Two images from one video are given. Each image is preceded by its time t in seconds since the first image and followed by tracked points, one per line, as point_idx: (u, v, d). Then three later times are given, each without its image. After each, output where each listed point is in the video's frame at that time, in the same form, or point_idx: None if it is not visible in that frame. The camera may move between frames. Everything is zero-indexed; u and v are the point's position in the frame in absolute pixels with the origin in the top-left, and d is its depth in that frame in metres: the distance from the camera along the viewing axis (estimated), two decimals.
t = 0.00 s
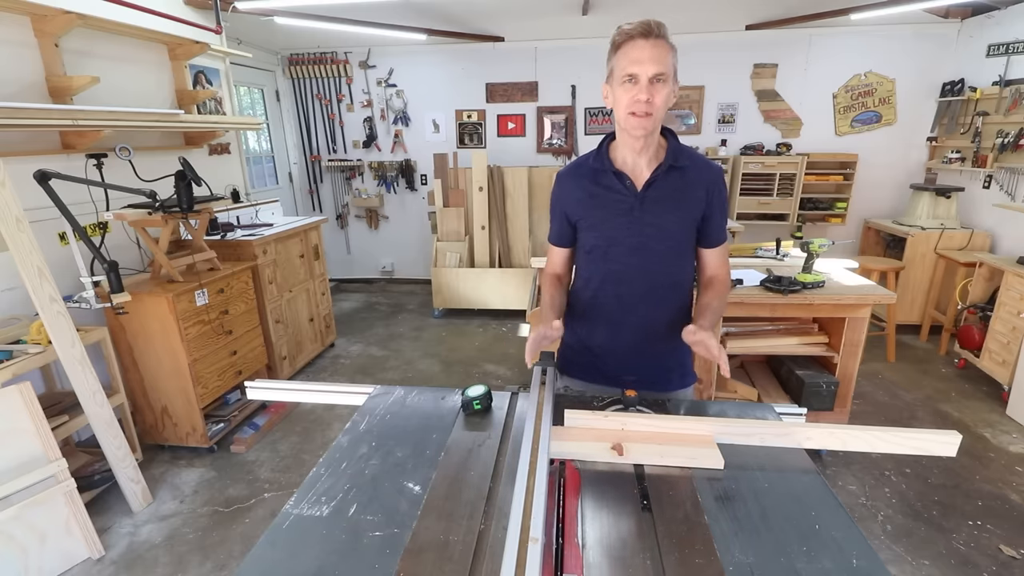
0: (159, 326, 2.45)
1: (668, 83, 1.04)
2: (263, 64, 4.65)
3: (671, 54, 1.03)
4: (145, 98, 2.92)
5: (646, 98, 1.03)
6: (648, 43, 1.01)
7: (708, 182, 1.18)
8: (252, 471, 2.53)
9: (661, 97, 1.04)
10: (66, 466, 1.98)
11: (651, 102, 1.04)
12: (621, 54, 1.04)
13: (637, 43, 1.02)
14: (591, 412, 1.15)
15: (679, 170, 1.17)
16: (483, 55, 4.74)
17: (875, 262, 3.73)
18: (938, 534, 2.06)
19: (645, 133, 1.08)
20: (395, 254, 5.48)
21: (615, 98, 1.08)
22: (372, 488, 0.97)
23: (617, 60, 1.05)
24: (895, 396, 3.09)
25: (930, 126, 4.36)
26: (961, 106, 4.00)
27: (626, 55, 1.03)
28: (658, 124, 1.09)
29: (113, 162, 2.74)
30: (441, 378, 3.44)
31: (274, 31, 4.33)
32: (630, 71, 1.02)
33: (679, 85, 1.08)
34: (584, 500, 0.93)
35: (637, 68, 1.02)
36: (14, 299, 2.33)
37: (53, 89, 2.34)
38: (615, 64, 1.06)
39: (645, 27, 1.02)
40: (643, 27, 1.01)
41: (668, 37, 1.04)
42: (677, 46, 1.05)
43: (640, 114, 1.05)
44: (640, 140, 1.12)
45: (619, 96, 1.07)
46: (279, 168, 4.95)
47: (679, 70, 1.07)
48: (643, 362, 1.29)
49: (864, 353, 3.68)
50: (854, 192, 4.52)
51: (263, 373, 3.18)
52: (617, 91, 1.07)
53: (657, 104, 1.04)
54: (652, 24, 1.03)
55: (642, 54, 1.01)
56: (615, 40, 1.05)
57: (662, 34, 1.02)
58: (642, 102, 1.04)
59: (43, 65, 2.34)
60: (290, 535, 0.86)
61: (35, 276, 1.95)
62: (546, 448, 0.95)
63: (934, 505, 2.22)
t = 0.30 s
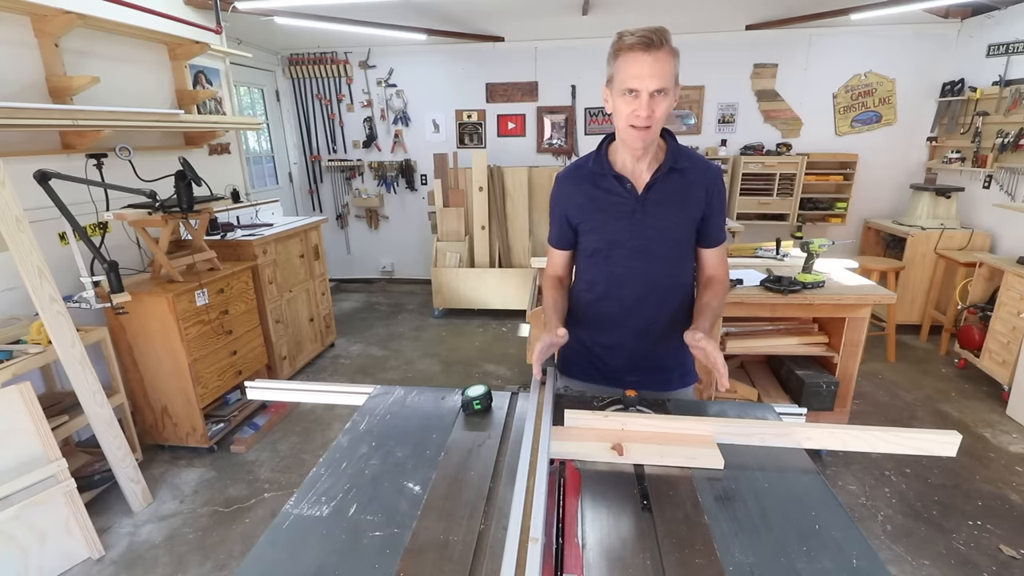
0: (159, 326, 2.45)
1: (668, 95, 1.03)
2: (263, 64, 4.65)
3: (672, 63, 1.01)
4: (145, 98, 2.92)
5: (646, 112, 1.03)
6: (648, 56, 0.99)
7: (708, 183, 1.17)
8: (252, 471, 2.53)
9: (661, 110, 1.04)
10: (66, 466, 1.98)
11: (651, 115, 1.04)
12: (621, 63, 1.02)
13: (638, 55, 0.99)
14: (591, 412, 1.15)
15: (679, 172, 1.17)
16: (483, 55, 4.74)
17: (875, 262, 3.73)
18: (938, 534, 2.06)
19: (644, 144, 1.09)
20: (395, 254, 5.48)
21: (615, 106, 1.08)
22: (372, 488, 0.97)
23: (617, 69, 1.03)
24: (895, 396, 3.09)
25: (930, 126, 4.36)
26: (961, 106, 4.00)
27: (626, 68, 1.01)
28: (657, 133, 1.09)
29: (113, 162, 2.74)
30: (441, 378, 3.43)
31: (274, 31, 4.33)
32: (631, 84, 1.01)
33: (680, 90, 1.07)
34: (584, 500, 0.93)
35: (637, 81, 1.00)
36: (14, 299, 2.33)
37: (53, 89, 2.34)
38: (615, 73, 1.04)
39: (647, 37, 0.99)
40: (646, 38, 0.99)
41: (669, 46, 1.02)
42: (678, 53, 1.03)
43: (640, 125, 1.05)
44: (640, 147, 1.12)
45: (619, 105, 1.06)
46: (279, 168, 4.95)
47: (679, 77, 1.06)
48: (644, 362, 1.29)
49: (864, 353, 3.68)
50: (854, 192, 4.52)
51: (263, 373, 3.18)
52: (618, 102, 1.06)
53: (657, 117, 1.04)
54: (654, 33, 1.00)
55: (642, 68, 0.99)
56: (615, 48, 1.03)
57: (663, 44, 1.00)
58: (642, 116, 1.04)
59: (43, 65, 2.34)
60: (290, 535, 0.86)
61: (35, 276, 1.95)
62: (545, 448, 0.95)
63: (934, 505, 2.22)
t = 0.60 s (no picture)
0: (159, 326, 2.45)
1: (664, 94, 1.03)
2: (263, 64, 4.65)
3: (668, 59, 1.00)
4: (145, 98, 2.92)
5: (641, 110, 1.03)
6: (643, 53, 0.98)
7: (707, 183, 1.17)
8: (252, 471, 2.53)
9: (657, 108, 1.03)
10: (66, 466, 1.98)
11: (647, 114, 1.04)
12: (616, 62, 1.01)
13: (634, 52, 0.99)
14: (591, 411, 1.15)
15: (677, 171, 1.16)
16: (483, 55, 4.74)
17: (875, 262, 3.73)
18: (938, 534, 2.06)
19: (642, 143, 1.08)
20: (395, 254, 5.48)
21: (611, 104, 1.07)
22: (372, 488, 0.97)
23: (613, 68, 1.03)
24: (895, 396, 3.09)
25: (930, 126, 4.36)
26: (961, 106, 4.00)
27: (621, 66, 1.00)
28: (654, 132, 1.09)
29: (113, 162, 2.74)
30: (440, 378, 3.44)
31: (274, 31, 4.33)
32: (626, 83, 1.01)
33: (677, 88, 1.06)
34: (584, 502, 0.92)
35: (633, 80, 1.00)
36: (14, 299, 2.33)
37: (53, 89, 2.34)
38: (611, 72, 1.03)
39: (641, 34, 0.99)
40: (640, 36, 0.98)
41: (665, 45, 1.01)
42: (674, 51, 1.03)
43: (638, 124, 1.05)
44: (638, 147, 1.12)
45: (615, 104, 1.06)
46: (279, 168, 4.95)
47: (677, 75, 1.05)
48: (644, 363, 1.29)
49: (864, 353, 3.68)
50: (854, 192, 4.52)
51: (263, 373, 3.18)
52: (614, 99, 1.05)
53: (653, 115, 1.04)
54: (649, 30, 0.99)
55: (636, 66, 0.99)
56: (611, 46, 1.02)
57: (658, 42, 0.99)
58: (639, 115, 1.04)
59: (43, 65, 2.34)
60: (290, 535, 0.86)
61: (35, 276, 1.95)
62: (546, 448, 0.95)
63: (934, 505, 2.22)
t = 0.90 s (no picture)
0: (159, 326, 2.45)
1: (652, 111, 1.00)
2: (263, 65, 4.65)
3: (656, 75, 0.97)
4: (145, 98, 2.92)
5: (629, 131, 1.01)
6: (628, 73, 0.95)
7: (702, 186, 1.16)
8: (252, 471, 2.53)
9: (645, 126, 1.01)
10: (66, 466, 1.98)
11: (635, 132, 1.01)
12: (601, 79, 0.98)
13: (618, 72, 0.95)
14: (591, 411, 1.15)
15: (669, 177, 1.15)
16: (483, 55, 4.74)
17: (875, 262, 3.73)
18: (938, 534, 2.06)
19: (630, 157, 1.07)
20: (395, 254, 5.48)
21: (598, 119, 1.05)
22: (372, 488, 0.97)
23: (598, 84, 1.00)
24: (895, 396, 3.09)
25: (930, 126, 4.36)
26: (961, 106, 4.00)
27: (606, 85, 0.97)
28: (644, 145, 1.07)
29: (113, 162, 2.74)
30: (440, 378, 3.44)
31: (274, 31, 4.33)
32: (612, 102, 0.98)
33: (667, 99, 1.03)
34: (585, 503, 0.92)
35: (618, 100, 0.97)
36: (14, 299, 2.33)
37: (53, 89, 2.34)
38: (596, 89, 1.00)
39: (627, 50, 0.95)
40: (624, 53, 0.94)
41: (652, 58, 0.97)
42: (662, 62, 0.99)
43: (626, 141, 1.03)
44: (628, 158, 1.10)
45: (602, 121, 1.03)
46: (279, 168, 4.95)
47: (666, 85, 1.02)
48: (643, 364, 1.30)
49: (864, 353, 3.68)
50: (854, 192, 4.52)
51: (263, 373, 3.18)
52: (601, 117, 1.03)
53: (640, 133, 1.02)
54: (634, 44, 0.95)
55: (622, 87, 0.96)
56: (595, 61, 0.98)
57: (645, 57, 0.95)
58: (625, 134, 1.01)
59: (43, 65, 2.34)
60: (290, 535, 0.86)
61: (35, 276, 1.95)
62: (546, 448, 0.94)
63: (934, 505, 2.22)
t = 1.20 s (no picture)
0: (159, 326, 2.45)
1: (648, 119, 1.00)
2: (263, 65, 4.65)
3: (649, 84, 0.97)
4: (145, 98, 2.92)
5: (627, 141, 1.00)
6: (622, 83, 0.95)
7: (701, 198, 1.17)
8: (252, 471, 2.53)
9: (643, 135, 1.01)
10: (66, 466, 1.98)
11: (633, 143, 1.01)
12: (593, 91, 0.98)
13: (611, 82, 0.95)
14: (591, 411, 1.15)
15: (668, 190, 1.16)
16: (483, 55, 4.74)
17: (875, 262, 3.73)
18: (938, 533, 2.06)
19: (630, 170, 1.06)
20: (395, 254, 5.48)
21: (593, 134, 1.05)
22: (372, 487, 0.97)
23: (590, 98, 0.99)
24: (895, 396, 3.09)
25: (930, 126, 4.36)
26: (961, 106, 4.00)
27: (598, 96, 0.97)
28: (643, 156, 1.06)
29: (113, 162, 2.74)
30: (440, 378, 3.43)
31: (274, 31, 4.33)
32: (607, 114, 0.98)
33: (661, 105, 1.03)
34: (585, 503, 0.92)
35: (613, 112, 0.97)
36: (14, 299, 2.33)
37: (53, 89, 2.34)
38: (588, 102, 1.00)
39: (618, 60, 0.95)
40: (615, 62, 0.94)
41: (643, 66, 0.97)
42: (654, 70, 0.99)
43: (625, 153, 1.02)
44: (626, 172, 1.10)
45: (598, 135, 1.03)
46: (279, 168, 4.95)
47: (659, 92, 1.02)
48: (643, 365, 1.31)
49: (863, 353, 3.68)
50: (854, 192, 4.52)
51: (263, 373, 3.18)
52: (595, 128, 1.02)
53: (639, 143, 1.01)
54: (625, 53, 0.95)
55: (616, 97, 0.95)
56: (585, 73, 0.98)
57: (636, 66, 0.95)
58: (624, 146, 1.01)
59: (43, 65, 2.34)
60: (290, 535, 0.86)
61: (35, 276, 1.95)
62: (546, 448, 0.94)
63: (934, 505, 2.22)
